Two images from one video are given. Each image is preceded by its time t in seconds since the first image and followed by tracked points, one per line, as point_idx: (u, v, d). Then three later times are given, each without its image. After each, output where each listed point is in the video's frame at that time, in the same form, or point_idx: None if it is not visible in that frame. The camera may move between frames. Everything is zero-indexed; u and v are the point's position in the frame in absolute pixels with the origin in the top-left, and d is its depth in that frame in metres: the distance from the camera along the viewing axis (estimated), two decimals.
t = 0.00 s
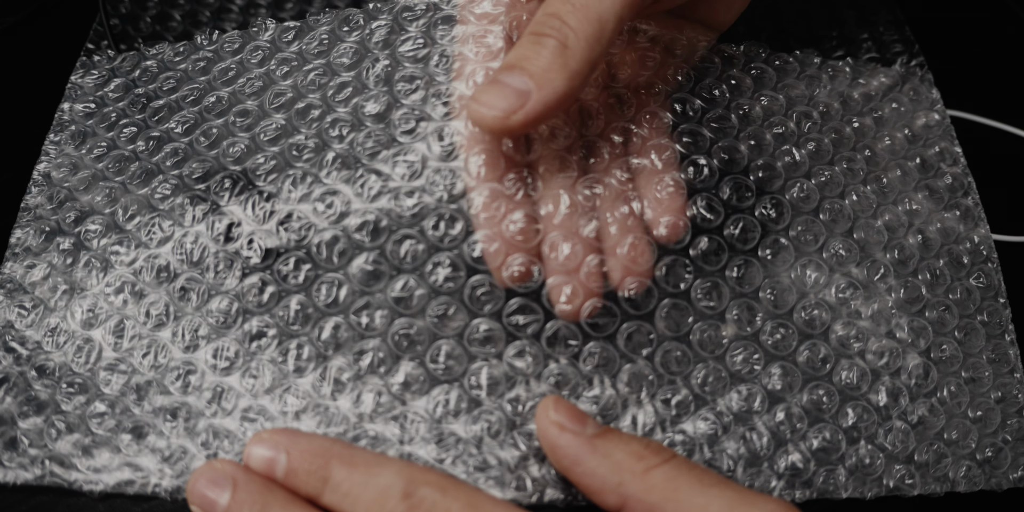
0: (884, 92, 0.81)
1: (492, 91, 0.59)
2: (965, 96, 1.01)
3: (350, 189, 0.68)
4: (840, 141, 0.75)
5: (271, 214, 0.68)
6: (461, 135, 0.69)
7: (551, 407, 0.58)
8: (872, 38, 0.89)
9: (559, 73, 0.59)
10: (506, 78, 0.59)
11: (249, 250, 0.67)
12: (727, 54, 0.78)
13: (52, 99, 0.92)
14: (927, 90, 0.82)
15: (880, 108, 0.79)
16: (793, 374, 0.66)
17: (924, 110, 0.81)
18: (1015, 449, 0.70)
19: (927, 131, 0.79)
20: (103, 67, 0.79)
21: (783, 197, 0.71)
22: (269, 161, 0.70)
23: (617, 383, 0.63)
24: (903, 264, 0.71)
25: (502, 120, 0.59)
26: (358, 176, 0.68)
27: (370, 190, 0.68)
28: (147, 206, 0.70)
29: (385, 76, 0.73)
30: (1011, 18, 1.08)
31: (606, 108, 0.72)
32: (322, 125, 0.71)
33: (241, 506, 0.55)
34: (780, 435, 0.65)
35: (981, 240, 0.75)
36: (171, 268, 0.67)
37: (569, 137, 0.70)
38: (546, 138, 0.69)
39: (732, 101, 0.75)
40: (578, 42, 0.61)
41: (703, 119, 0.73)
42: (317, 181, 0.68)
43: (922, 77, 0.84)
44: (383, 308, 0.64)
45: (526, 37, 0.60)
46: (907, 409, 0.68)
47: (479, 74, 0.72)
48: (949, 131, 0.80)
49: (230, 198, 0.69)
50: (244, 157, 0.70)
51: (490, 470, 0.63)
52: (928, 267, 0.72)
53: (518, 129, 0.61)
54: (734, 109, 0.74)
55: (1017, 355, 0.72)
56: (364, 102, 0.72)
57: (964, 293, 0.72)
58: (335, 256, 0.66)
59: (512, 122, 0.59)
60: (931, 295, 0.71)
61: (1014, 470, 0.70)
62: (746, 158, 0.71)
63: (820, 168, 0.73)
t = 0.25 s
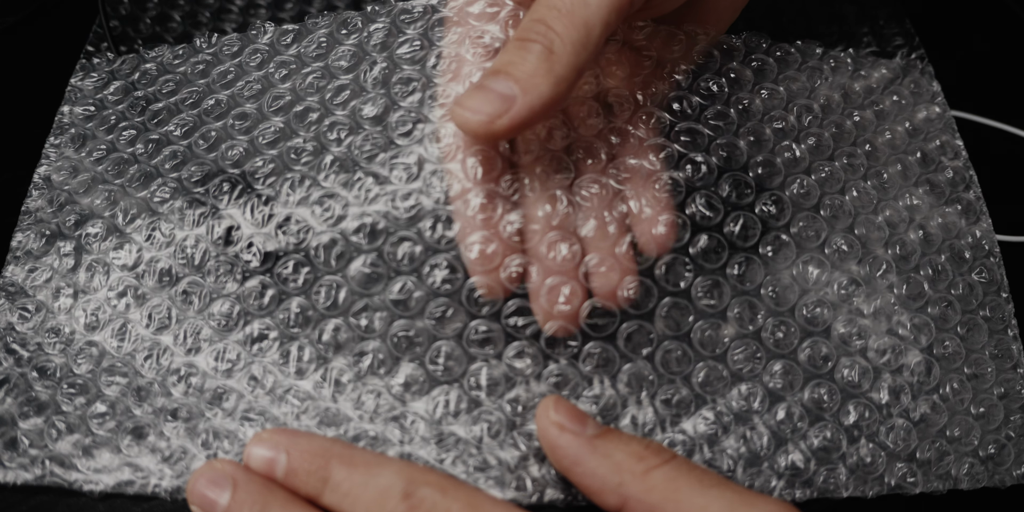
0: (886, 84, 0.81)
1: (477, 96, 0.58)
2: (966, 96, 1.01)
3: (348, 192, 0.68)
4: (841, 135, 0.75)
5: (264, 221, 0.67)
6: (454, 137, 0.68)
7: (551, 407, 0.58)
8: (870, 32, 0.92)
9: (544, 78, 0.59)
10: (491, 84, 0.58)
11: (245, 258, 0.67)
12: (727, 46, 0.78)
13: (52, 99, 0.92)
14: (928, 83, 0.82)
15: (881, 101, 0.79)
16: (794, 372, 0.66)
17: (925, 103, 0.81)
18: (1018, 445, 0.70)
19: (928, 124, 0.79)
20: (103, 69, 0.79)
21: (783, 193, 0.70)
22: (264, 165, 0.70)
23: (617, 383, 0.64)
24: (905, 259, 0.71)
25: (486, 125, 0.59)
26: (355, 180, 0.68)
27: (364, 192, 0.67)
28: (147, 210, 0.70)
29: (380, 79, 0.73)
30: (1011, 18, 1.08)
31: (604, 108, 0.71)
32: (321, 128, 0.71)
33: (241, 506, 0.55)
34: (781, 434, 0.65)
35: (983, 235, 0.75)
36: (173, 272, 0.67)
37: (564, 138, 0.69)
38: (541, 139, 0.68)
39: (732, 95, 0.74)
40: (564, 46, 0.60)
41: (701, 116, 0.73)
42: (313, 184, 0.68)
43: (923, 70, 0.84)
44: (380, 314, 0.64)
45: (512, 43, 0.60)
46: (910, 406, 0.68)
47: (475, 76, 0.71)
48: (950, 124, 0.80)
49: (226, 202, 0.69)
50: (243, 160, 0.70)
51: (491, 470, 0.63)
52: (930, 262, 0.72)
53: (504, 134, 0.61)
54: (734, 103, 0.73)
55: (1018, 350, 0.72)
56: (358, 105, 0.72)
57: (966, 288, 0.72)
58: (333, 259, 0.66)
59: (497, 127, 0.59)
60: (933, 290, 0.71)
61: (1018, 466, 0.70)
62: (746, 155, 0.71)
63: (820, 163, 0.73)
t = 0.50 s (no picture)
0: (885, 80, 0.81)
1: (473, 96, 0.57)
2: (967, 96, 1.01)
3: (348, 192, 0.68)
4: (841, 133, 0.75)
5: (264, 221, 0.67)
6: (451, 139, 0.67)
7: (552, 407, 0.58)
8: (871, 28, 0.93)
9: (540, 77, 0.58)
10: (487, 85, 0.57)
11: (245, 260, 0.67)
12: (724, 46, 0.78)
13: (52, 100, 0.92)
14: (928, 79, 0.82)
15: (880, 99, 0.79)
16: (795, 372, 0.66)
17: (925, 100, 0.81)
18: (1017, 444, 0.70)
19: (928, 121, 0.79)
20: (104, 71, 0.79)
21: (783, 192, 0.70)
22: (264, 166, 0.70)
23: (617, 383, 0.64)
24: (906, 258, 0.71)
25: (482, 126, 0.58)
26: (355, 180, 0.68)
27: (363, 193, 0.67)
28: (147, 211, 0.70)
29: (381, 82, 0.73)
30: (1013, 19, 1.08)
31: (604, 109, 0.71)
32: (321, 130, 0.71)
33: (241, 506, 0.55)
34: (781, 434, 0.65)
35: (982, 234, 0.75)
36: (174, 273, 0.67)
37: (565, 138, 0.68)
38: (541, 139, 0.68)
39: (731, 95, 0.74)
40: (559, 48, 0.60)
41: (700, 115, 0.73)
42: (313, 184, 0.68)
43: (923, 66, 0.84)
44: (380, 315, 0.64)
45: (508, 46, 0.59)
46: (911, 405, 0.68)
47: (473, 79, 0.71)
48: (950, 121, 0.80)
49: (226, 204, 0.69)
50: (243, 162, 0.70)
51: (490, 470, 0.63)
52: (930, 261, 0.72)
53: (501, 135, 0.60)
54: (732, 102, 0.74)
55: (1018, 348, 0.72)
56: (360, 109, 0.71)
57: (967, 287, 0.72)
58: (333, 260, 0.66)
59: (494, 129, 0.58)
60: (934, 289, 0.71)
61: (1018, 465, 0.70)
62: (746, 154, 0.71)
63: (820, 161, 0.73)
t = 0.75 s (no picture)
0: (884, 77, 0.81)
1: (466, 105, 0.57)
2: (968, 96, 1.01)
3: (347, 194, 0.68)
4: (839, 131, 0.75)
5: (264, 222, 0.67)
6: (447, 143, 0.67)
7: (552, 407, 0.58)
8: (871, 24, 0.93)
9: (534, 84, 0.58)
10: (481, 93, 0.58)
11: (246, 262, 0.67)
12: (721, 48, 0.78)
13: (52, 100, 0.92)
14: (927, 75, 0.83)
15: (880, 96, 0.79)
16: (795, 371, 0.66)
17: (925, 96, 0.81)
18: (1018, 442, 0.71)
19: (928, 117, 0.79)
20: (103, 71, 0.79)
21: (782, 191, 0.70)
22: (263, 168, 0.70)
23: (617, 383, 0.64)
24: (907, 256, 0.71)
25: (476, 134, 0.58)
26: (354, 182, 0.68)
27: (361, 194, 0.67)
28: (146, 212, 0.70)
29: (380, 82, 0.73)
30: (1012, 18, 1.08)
31: (602, 112, 0.71)
32: (319, 131, 0.71)
33: (241, 506, 0.55)
34: (781, 433, 0.65)
35: (983, 230, 0.75)
36: (174, 275, 0.67)
37: (563, 141, 0.68)
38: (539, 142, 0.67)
39: (728, 95, 0.74)
40: (553, 56, 0.60)
41: (699, 116, 0.72)
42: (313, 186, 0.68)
43: (923, 60, 0.85)
44: (379, 316, 0.64)
45: (502, 54, 0.59)
46: (912, 403, 0.68)
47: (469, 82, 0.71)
48: (950, 117, 0.80)
49: (226, 205, 0.69)
50: (242, 163, 0.70)
51: (491, 470, 0.63)
52: (931, 259, 0.72)
53: (496, 144, 0.60)
54: (730, 102, 0.74)
55: (1019, 346, 0.72)
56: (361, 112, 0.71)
57: (968, 284, 0.72)
58: (331, 262, 0.66)
59: (489, 137, 0.58)
60: (934, 287, 0.71)
61: (1019, 464, 0.70)
62: (745, 153, 0.71)
63: (820, 159, 0.73)
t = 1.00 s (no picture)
0: (882, 73, 0.81)
1: (458, 104, 0.57)
2: (969, 95, 1.01)
3: (344, 195, 0.68)
4: (837, 128, 0.75)
5: (263, 222, 0.67)
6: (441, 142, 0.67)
7: (552, 406, 0.58)
8: (870, 21, 0.94)
9: (524, 83, 0.58)
10: (472, 93, 0.58)
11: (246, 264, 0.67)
12: (717, 48, 0.78)
13: (52, 99, 0.92)
14: (925, 70, 0.82)
15: (878, 92, 0.79)
16: (795, 369, 0.66)
17: (924, 91, 0.81)
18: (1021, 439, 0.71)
19: (927, 113, 0.79)
20: (101, 72, 0.79)
21: (779, 189, 0.70)
22: (260, 168, 0.70)
23: (616, 383, 0.64)
24: (907, 252, 0.71)
25: (467, 134, 0.58)
26: (350, 183, 0.68)
27: (355, 196, 0.68)
28: (145, 213, 0.70)
29: (375, 80, 0.74)
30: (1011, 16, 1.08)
31: (597, 111, 0.71)
32: (315, 132, 0.71)
33: (241, 505, 0.55)
34: (782, 432, 0.65)
35: (984, 225, 0.75)
36: (174, 278, 0.67)
37: (558, 139, 0.68)
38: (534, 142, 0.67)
39: (725, 94, 0.74)
40: (543, 54, 0.60)
41: (695, 115, 0.72)
42: (310, 187, 0.68)
43: (921, 55, 0.84)
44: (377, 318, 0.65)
45: (492, 53, 0.60)
46: (914, 401, 0.68)
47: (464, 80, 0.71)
48: (950, 112, 0.80)
49: (224, 207, 0.68)
50: (239, 164, 0.70)
51: (491, 470, 0.63)
52: (931, 255, 0.72)
53: (489, 143, 0.60)
54: (727, 101, 0.74)
55: (1021, 341, 0.72)
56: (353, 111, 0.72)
57: (968, 280, 0.72)
58: (328, 264, 0.66)
59: (481, 137, 0.58)
60: (934, 283, 0.71)
61: (1022, 460, 0.70)
62: (742, 151, 0.71)
63: (817, 157, 0.73)
